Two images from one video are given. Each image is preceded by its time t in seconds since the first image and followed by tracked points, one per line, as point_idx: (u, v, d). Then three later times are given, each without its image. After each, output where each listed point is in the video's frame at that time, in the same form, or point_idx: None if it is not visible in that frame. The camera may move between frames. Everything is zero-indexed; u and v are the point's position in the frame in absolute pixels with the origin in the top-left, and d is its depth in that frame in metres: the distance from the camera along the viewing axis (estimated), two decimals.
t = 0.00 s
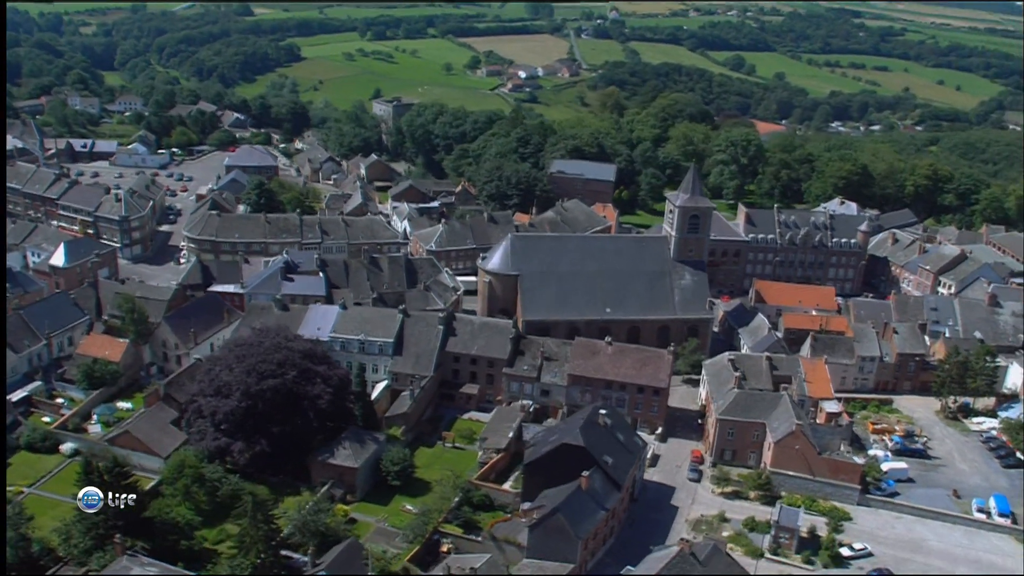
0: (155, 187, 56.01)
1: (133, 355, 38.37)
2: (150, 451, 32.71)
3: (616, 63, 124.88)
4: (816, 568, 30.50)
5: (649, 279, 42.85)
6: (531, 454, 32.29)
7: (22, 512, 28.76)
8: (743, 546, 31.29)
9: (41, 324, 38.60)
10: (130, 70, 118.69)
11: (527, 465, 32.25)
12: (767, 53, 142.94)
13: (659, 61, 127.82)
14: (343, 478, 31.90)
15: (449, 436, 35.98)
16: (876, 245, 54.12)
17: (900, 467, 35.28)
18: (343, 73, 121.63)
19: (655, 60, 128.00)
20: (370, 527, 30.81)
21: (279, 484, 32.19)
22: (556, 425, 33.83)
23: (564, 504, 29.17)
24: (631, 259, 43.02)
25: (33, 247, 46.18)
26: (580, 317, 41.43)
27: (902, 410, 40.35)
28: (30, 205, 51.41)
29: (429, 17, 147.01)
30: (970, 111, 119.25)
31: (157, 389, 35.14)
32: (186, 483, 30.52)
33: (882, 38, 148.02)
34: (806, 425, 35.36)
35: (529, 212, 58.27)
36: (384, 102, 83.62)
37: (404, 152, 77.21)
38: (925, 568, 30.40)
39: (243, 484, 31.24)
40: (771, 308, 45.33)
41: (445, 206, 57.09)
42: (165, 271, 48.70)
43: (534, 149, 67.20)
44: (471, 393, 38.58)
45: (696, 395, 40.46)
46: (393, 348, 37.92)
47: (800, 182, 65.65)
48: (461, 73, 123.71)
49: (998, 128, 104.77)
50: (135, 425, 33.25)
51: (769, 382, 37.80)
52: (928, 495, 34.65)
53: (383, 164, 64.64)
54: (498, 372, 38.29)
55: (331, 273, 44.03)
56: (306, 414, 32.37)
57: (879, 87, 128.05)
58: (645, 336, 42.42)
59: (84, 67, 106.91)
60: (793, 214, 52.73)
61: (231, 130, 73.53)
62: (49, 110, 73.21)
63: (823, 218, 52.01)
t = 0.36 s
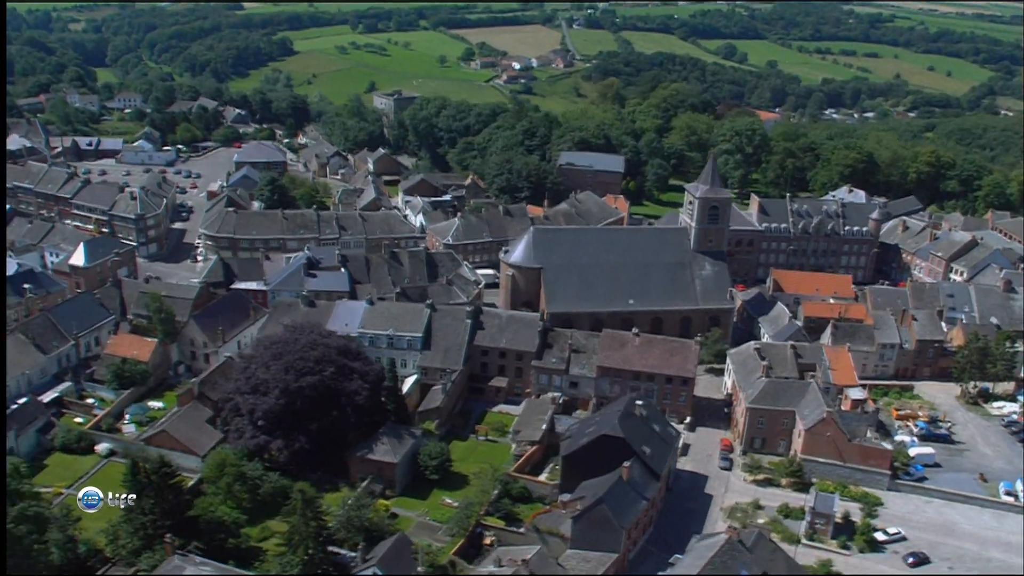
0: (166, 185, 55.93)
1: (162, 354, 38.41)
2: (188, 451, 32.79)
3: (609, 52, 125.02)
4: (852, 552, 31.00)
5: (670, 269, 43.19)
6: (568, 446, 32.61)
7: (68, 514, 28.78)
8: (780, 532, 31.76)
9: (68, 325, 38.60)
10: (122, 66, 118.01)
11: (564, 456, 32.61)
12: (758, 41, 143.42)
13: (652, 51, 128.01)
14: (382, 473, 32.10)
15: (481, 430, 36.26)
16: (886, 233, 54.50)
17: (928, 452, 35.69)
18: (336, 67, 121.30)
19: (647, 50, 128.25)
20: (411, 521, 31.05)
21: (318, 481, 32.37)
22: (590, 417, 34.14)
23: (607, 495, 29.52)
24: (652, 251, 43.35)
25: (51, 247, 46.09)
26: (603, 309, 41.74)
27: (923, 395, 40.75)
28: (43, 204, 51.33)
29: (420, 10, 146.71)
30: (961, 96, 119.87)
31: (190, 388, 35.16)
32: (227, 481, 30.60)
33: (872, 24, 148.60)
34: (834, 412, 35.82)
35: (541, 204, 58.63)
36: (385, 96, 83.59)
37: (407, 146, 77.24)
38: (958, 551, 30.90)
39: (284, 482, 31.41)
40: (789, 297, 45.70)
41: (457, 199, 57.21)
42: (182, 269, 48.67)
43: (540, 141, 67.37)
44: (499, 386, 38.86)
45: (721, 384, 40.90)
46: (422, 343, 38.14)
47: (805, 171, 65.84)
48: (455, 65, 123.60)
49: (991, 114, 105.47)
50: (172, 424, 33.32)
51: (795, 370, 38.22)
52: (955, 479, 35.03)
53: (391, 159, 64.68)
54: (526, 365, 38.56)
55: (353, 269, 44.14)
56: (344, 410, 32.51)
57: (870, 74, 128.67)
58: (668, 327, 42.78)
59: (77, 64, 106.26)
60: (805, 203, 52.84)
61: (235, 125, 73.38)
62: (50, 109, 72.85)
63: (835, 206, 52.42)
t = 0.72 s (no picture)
0: (180, 184, 55.91)
1: (191, 355, 38.46)
2: (226, 451, 32.87)
3: (605, 48, 125.35)
4: (887, 543, 31.41)
5: (692, 265, 43.53)
6: (606, 441, 32.91)
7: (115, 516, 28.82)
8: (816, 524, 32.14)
9: (96, 326, 38.62)
10: (118, 65, 117.64)
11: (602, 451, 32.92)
12: (752, 35, 144.00)
13: (647, 46, 128.41)
14: (421, 471, 32.31)
15: (513, 426, 36.57)
16: (898, 226, 54.87)
17: (955, 443, 36.03)
18: (333, 65, 121.24)
19: (642, 45, 128.65)
20: (452, 518, 31.25)
21: (356, 479, 32.52)
22: (625, 413, 34.46)
23: (649, 489, 29.81)
24: (674, 246, 43.68)
25: (71, 248, 46.04)
26: (628, 305, 42.03)
27: (945, 387, 41.14)
28: (58, 205, 51.29)
29: (414, 6, 146.70)
30: (955, 89, 120.52)
31: (225, 388, 35.13)
32: (269, 480, 30.65)
33: (864, 18, 149.24)
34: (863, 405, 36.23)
35: (553, 201, 58.82)
36: (388, 93, 83.63)
37: (413, 143, 77.34)
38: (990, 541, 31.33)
39: (324, 481, 31.54)
40: (808, 291, 46.10)
41: (470, 197, 57.38)
42: (201, 268, 48.69)
43: (548, 138, 67.58)
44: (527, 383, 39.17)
45: (746, 378, 41.38)
46: (451, 341, 38.35)
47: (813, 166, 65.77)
48: (451, 61, 123.68)
49: (986, 106, 106.10)
50: (209, 425, 33.40)
51: (821, 363, 38.62)
52: (982, 469, 35.24)
53: (401, 157, 64.79)
54: (554, 361, 38.88)
55: (376, 268, 44.30)
56: (382, 409, 32.67)
57: (863, 68, 129.33)
58: (690, 322, 43.09)
59: (74, 63, 105.94)
60: (819, 196, 53.03)
61: (241, 124, 73.37)
62: (55, 109, 72.69)
63: (848, 200, 52.51)
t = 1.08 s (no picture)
0: (188, 177, 55.79)
1: (214, 348, 38.50)
2: (257, 445, 32.95)
3: (597, 39, 125.58)
4: (911, 531, 31.95)
5: (708, 257, 43.91)
6: (635, 432, 33.29)
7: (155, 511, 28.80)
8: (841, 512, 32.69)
9: (119, 320, 38.58)
10: (108, 56, 116.96)
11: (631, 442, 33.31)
12: (741, 27, 144.53)
13: (638, 37, 128.72)
14: (453, 463, 32.56)
15: (539, 417, 36.93)
16: (903, 219, 55.36)
17: (973, 432, 36.49)
18: (325, 56, 120.97)
19: (633, 36, 128.96)
20: (486, 509, 31.59)
21: (387, 471, 32.73)
22: (651, 405, 34.85)
23: (682, 479, 30.23)
24: (690, 238, 44.06)
25: (85, 242, 45.91)
26: (645, 297, 42.46)
27: (957, 377, 41.67)
28: (68, 198, 51.11)
29: None
30: (944, 81, 121.31)
31: (253, 380, 35.13)
32: (304, 473, 30.76)
33: (852, 9, 149.98)
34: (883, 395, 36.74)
35: (560, 193, 59.05)
36: (387, 85, 83.54)
37: (413, 135, 77.37)
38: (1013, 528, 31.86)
39: (358, 473, 31.72)
40: (820, 283, 46.61)
41: (478, 189, 57.55)
42: (214, 261, 48.68)
43: (551, 130, 67.81)
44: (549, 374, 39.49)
45: (763, 369, 41.99)
46: (474, 333, 38.56)
47: (814, 158, 66.40)
48: (443, 52, 123.64)
49: (975, 98, 106.93)
50: (239, 418, 33.49)
51: (840, 354, 39.16)
52: (1000, 457, 35.33)
53: (406, 149, 64.85)
54: (576, 353, 39.23)
55: (393, 260, 44.45)
56: (414, 401, 32.87)
57: (853, 59, 130.06)
58: (706, 313, 43.53)
59: (66, 55, 105.26)
60: (826, 188, 53.40)
61: (242, 116, 73.19)
62: (54, 100, 72.29)
63: (855, 193, 52.89)
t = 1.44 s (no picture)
0: (198, 167, 55.68)
1: (240, 339, 38.59)
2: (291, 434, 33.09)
3: (589, 26, 125.64)
4: (938, 511, 32.44)
5: (725, 244, 44.28)
6: (666, 418, 33.74)
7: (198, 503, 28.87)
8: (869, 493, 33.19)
9: (144, 312, 38.57)
10: (98, 45, 116.12)
11: (662, 427, 33.78)
12: (731, 14, 144.86)
13: (630, 24, 128.87)
14: (486, 451, 32.83)
15: (565, 404, 37.32)
16: (910, 204, 55.81)
17: (993, 414, 37.15)
18: (317, 44, 120.58)
19: (625, 23, 129.05)
20: (521, 495, 31.90)
21: (421, 459, 32.98)
22: (679, 391, 35.32)
23: (717, 463, 30.73)
24: (707, 225, 44.41)
25: (101, 233, 45.84)
26: (664, 284, 42.81)
27: (972, 361, 42.26)
28: (80, 189, 50.98)
29: None
30: (933, 66, 122.11)
31: (283, 370, 35.18)
32: (342, 462, 30.88)
33: None
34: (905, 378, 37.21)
35: (569, 180, 59.24)
36: (386, 73, 83.38)
37: (414, 123, 77.36)
38: None
39: (394, 462, 31.97)
40: (833, 269, 47.10)
41: (487, 177, 57.72)
42: (230, 251, 48.69)
43: (555, 118, 68.02)
44: (573, 361, 39.91)
45: (782, 354, 42.51)
46: (499, 321, 38.80)
47: (817, 145, 66.99)
48: (435, 40, 123.45)
49: (966, 83, 107.75)
50: (272, 408, 33.66)
51: (859, 338, 39.71)
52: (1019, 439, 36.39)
53: (411, 138, 64.87)
54: (600, 340, 39.59)
55: (412, 249, 44.61)
56: (447, 388, 33.14)
57: (842, 45, 130.60)
58: (724, 299, 43.94)
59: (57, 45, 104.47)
60: (835, 175, 53.82)
61: (244, 106, 72.99)
62: (54, 91, 71.87)
63: (863, 179, 53.37)
